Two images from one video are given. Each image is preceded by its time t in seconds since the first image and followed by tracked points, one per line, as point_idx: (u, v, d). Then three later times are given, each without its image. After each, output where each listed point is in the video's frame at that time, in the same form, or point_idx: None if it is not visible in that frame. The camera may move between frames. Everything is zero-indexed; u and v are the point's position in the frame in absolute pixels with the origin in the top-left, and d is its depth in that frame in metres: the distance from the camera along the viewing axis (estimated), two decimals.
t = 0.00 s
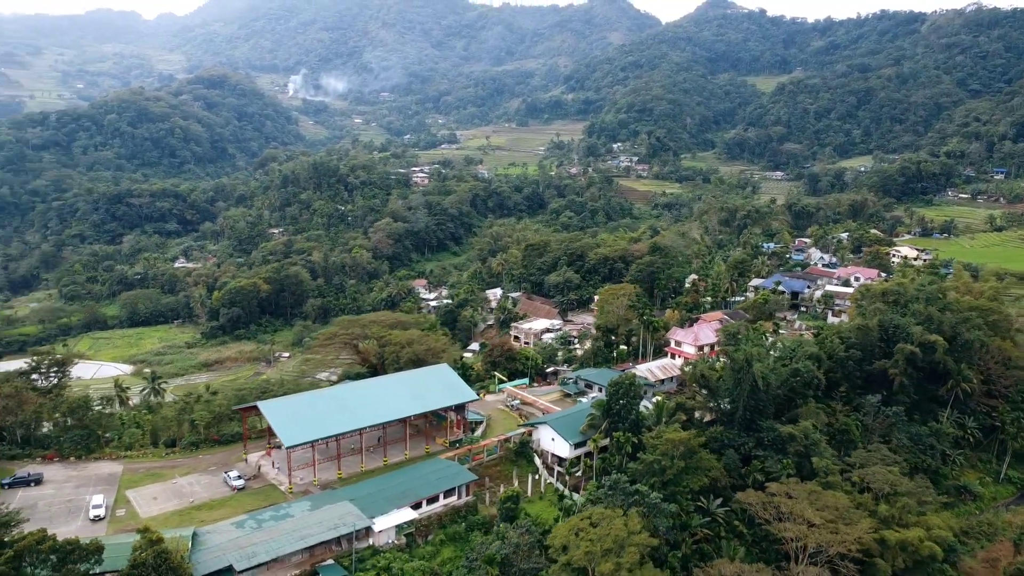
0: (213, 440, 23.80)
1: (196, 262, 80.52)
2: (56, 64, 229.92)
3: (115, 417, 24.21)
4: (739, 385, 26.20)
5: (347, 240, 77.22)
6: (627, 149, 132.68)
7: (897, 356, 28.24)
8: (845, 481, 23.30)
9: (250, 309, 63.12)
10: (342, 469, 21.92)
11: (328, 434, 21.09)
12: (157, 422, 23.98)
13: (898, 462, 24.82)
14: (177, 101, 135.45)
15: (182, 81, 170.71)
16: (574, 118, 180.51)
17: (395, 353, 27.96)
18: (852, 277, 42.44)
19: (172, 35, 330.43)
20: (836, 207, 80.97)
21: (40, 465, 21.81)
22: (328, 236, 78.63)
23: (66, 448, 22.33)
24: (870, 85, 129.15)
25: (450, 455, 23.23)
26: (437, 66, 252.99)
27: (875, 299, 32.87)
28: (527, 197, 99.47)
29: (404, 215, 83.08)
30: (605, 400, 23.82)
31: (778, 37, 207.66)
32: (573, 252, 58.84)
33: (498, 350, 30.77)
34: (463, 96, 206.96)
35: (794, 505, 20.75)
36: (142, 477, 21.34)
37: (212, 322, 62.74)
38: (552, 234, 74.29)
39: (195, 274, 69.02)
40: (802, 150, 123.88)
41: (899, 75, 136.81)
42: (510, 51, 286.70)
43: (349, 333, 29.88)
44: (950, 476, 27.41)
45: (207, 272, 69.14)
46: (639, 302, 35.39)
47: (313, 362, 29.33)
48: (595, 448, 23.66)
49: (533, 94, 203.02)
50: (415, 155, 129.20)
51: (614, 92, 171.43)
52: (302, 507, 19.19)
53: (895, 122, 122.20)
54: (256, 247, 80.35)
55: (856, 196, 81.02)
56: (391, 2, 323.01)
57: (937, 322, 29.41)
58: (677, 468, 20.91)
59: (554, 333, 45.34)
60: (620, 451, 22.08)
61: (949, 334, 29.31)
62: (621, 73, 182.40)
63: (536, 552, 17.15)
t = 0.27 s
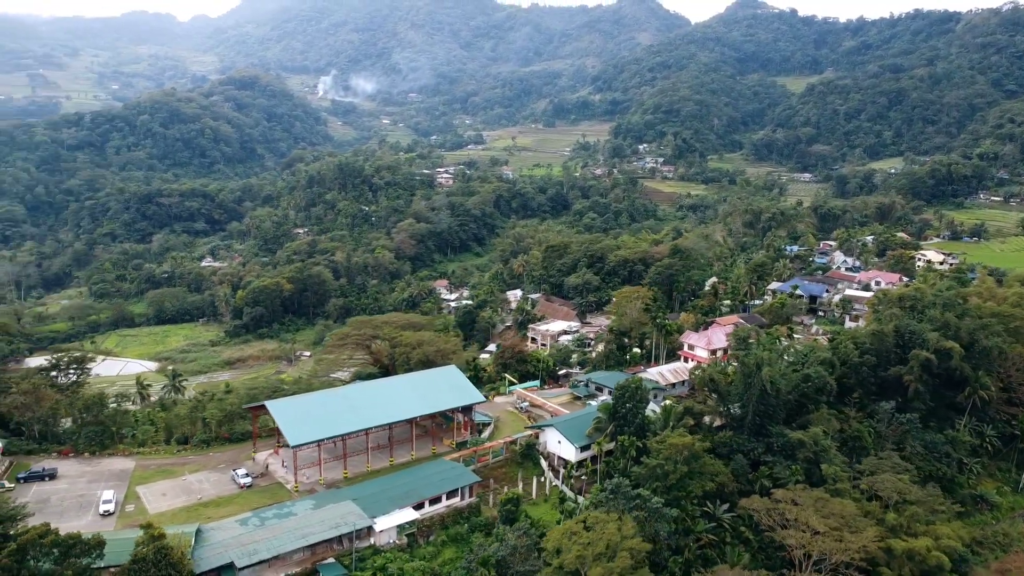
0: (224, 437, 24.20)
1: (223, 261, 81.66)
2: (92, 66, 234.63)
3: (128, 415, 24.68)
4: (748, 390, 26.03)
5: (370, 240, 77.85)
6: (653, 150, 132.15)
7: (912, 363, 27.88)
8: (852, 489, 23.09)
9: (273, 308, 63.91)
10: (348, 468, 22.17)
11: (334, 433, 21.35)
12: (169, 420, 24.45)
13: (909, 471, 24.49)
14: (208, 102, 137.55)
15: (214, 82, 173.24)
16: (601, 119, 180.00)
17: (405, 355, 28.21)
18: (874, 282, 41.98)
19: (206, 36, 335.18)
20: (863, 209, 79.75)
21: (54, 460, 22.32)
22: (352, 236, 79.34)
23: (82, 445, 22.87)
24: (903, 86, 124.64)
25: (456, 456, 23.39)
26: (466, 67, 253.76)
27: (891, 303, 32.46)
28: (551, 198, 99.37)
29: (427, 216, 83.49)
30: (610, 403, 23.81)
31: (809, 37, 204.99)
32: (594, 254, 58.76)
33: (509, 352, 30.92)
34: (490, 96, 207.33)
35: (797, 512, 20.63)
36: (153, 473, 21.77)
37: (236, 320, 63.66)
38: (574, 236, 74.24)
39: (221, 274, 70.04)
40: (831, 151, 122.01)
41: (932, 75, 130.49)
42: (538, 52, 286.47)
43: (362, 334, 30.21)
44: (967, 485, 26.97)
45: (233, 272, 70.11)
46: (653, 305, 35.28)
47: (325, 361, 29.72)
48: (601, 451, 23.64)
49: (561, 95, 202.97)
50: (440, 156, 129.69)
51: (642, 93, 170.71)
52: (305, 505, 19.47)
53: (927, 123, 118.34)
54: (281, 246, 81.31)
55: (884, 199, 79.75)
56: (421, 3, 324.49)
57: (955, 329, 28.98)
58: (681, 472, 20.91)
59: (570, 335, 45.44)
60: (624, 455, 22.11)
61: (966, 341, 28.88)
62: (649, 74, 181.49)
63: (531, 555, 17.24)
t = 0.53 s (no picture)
0: (234, 435, 24.59)
1: (248, 260, 82.70)
2: (127, 67, 238.84)
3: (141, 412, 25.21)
4: (757, 394, 25.86)
5: (392, 240, 78.38)
6: (679, 151, 131.40)
7: (925, 369, 27.54)
8: (860, 496, 22.87)
9: (295, 307, 64.63)
10: (353, 468, 22.43)
11: (338, 433, 21.61)
12: (181, 418, 24.93)
13: (919, 479, 24.20)
14: (238, 103, 139.37)
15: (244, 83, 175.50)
16: (628, 119, 179.21)
17: (414, 357, 28.50)
18: (893, 285, 41.43)
19: (238, 38, 339.31)
20: (890, 212, 78.42)
21: (69, 455, 22.87)
22: (375, 236, 79.93)
23: (95, 440, 23.40)
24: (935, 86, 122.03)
25: (460, 458, 23.53)
26: (494, 67, 254.16)
27: (907, 308, 32.06)
28: (574, 199, 99.19)
29: (450, 216, 83.79)
30: (615, 406, 23.79)
31: (841, 36, 202.13)
32: (612, 256, 58.61)
33: (519, 354, 31.03)
34: (517, 97, 207.39)
35: (800, 519, 20.50)
36: (163, 470, 22.20)
37: (258, 319, 64.52)
38: (595, 237, 74.06)
39: (245, 273, 70.97)
40: (859, 153, 120.09)
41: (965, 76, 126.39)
42: (566, 52, 285.78)
43: (373, 334, 30.51)
44: (982, 493, 26.53)
45: (256, 271, 71.03)
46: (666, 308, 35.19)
47: (338, 361, 30.10)
48: (606, 454, 23.65)
49: (588, 96, 202.46)
50: (465, 156, 130.01)
51: (669, 93, 169.77)
52: (307, 504, 19.74)
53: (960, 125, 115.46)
54: (305, 246, 82.17)
55: (912, 201, 78.39)
56: (449, 4, 325.25)
57: (971, 334, 28.55)
58: (682, 477, 20.88)
59: (586, 337, 45.49)
60: (628, 458, 22.11)
61: (982, 347, 28.45)
62: (677, 74, 180.26)
63: (527, 557, 17.36)
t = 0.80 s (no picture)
0: (240, 434, 25.01)
1: (269, 260, 83.54)
2: (157, 69, 242.37)
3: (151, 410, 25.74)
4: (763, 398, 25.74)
5: (412, 241, 78.79)
6: (702, 152, 130.62)
7: (936, 375, 27.24)
8: (864, 502, 22.66)
9: (313, 307, 65.24)
10: (355, 467, 22.66)
11: (340, 432, 21.85)
12: (188, 416, 25.40)
13: (926, 486, 23.94)
14: (263, 104, 140.89)
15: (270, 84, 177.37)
16: (652, 120, 178.34)
17: (422, 358, 28.82)
18: (910, 290, 41.04)
19: (265, 39, 342.67)
20: (915, 214, 77.19)
21: (79, 451, 23.37)
22: (394, 237, 80.40)
23: (105, 437, 23.91)
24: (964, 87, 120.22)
25: (461, 458, 23.69)
26: (518, 68, 254.25)
27: (920, 313, 31.73)
28: (595, 200, 98.94)
29: (469, 217, 84.03)
30: (618, 409, 23.81)
31: (869, 36, 199.40)
32: (629, 258, 58.48)
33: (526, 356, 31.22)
34: (541, 98, 207.24)
35: (801, 525, 20.37)
36: (169, 467, 22.61)
37: (277, 318, 65.24)
38: (613, 238, 73.89)
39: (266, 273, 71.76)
40: (885, 154, 117.21)
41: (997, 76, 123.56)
42: (591, 53, 284.97)
43: (381, 334, 30.89)
44: (993, 501, 26.17)
45: (277, 271, 71.80)
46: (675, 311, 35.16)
47: (347, 361, 30.51)
48: (607, 457, 23.66)
49: (612, 96, 201.84)
50: (487, 157, 130.29)
51: (693, 93, 168.76)
52: (307, 503, 19.99)
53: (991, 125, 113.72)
54: (326, 246, 82.88)
55: (937, 203, 77.12)
56: (474, 5, 325.38)
57: (983, 340, 28.22)
58: (681, 481, 20.86)
59: (599, 339, 45.50)
60: (628, 461, 22.13)
61: (995, 354, 28.08)
62: (702, 75, 179.04)
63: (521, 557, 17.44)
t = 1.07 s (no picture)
0: (241, 433, 25.31)
1: (285, 260, 84.21)
2: (180, 70, 244.85)
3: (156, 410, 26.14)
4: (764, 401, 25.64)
5: (425, 242, 79.10)
6: (719, 154, 129.92)
7: (940, 380, 27.01)
8: (863, 508, 22.51)
9: (326, 307, 65.70)
10: (353, 467, 22.87)
11: (338, 433, 22.08)
12: (192, 416, 25.75)
13: (927, 492, 23.74)
14: (283, 105, 141.97)
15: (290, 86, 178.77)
16: (670, 121, 177.56)
17: (425, 359, 29.06)
18: (921, 293, 40.69)
19: (287, 40, 345.13)
20: (933, 216, 76.14)
21: (84, 449, 23.78)
22: (408, 237, 80.75)
23: (110, 436, 24.32)
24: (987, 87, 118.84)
25: (459, 460, 23.85)
26: (537, 69, 254.16)
27: (928, 317, 31.45)
28: (610, 201, 98.70)
29: (484, 219, 84.18)
30: (616, 412, 23.83)
31: (892, 36, 197.12)
32: (640, 260, 58.36)
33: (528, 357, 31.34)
34: (560, 99, 207.06)
35: (796, 530, 20.28)
36: (171, 465, 22.93)
37: (291, 318, 65.79)
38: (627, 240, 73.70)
39: (281, 273, 72.36)
40: (906, 155, 115.24)
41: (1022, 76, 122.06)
42: (611, 53, 284.06)
43: (384, 335, 31.18)
44: (998, 508, 25.88)
45: (291, 271, 72.35)
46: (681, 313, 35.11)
47: (351, 362, 30.86)
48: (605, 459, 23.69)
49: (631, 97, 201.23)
50: (504, 158, 130.45)
51: (712, 94, 167.89)
52: (303, 502, 20.22)
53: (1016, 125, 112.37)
54: (341, 247, 83.41)
55: (957, 205, 76.13)
56: (494, 6, 325.50)
57: (989, 345, 27.92)
58: (676, 484, 20.86)
59: (607, 341, 45.52)
60: (624, 464, 22.15)
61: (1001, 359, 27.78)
62: (721, 76, 177.96)
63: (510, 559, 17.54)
